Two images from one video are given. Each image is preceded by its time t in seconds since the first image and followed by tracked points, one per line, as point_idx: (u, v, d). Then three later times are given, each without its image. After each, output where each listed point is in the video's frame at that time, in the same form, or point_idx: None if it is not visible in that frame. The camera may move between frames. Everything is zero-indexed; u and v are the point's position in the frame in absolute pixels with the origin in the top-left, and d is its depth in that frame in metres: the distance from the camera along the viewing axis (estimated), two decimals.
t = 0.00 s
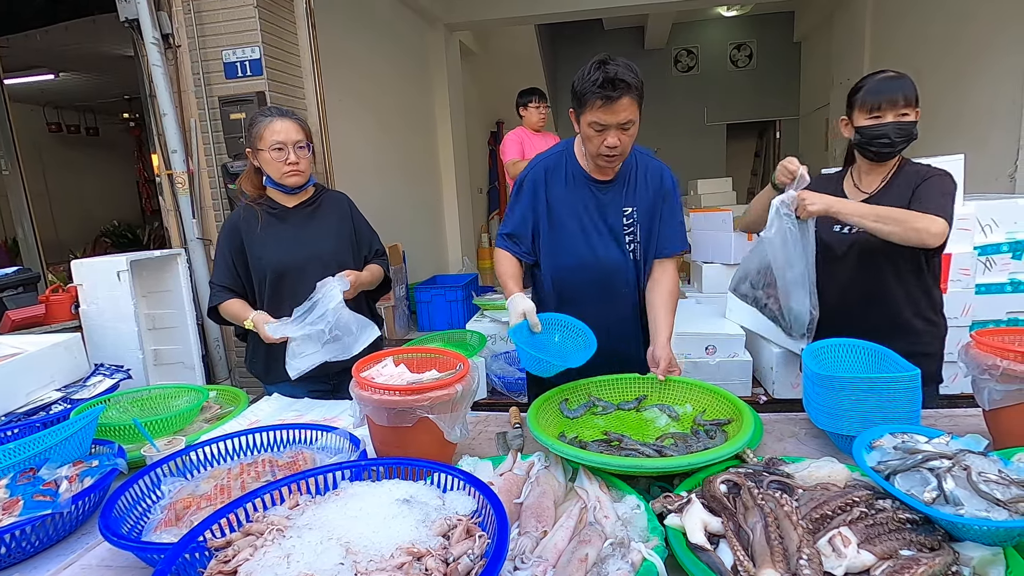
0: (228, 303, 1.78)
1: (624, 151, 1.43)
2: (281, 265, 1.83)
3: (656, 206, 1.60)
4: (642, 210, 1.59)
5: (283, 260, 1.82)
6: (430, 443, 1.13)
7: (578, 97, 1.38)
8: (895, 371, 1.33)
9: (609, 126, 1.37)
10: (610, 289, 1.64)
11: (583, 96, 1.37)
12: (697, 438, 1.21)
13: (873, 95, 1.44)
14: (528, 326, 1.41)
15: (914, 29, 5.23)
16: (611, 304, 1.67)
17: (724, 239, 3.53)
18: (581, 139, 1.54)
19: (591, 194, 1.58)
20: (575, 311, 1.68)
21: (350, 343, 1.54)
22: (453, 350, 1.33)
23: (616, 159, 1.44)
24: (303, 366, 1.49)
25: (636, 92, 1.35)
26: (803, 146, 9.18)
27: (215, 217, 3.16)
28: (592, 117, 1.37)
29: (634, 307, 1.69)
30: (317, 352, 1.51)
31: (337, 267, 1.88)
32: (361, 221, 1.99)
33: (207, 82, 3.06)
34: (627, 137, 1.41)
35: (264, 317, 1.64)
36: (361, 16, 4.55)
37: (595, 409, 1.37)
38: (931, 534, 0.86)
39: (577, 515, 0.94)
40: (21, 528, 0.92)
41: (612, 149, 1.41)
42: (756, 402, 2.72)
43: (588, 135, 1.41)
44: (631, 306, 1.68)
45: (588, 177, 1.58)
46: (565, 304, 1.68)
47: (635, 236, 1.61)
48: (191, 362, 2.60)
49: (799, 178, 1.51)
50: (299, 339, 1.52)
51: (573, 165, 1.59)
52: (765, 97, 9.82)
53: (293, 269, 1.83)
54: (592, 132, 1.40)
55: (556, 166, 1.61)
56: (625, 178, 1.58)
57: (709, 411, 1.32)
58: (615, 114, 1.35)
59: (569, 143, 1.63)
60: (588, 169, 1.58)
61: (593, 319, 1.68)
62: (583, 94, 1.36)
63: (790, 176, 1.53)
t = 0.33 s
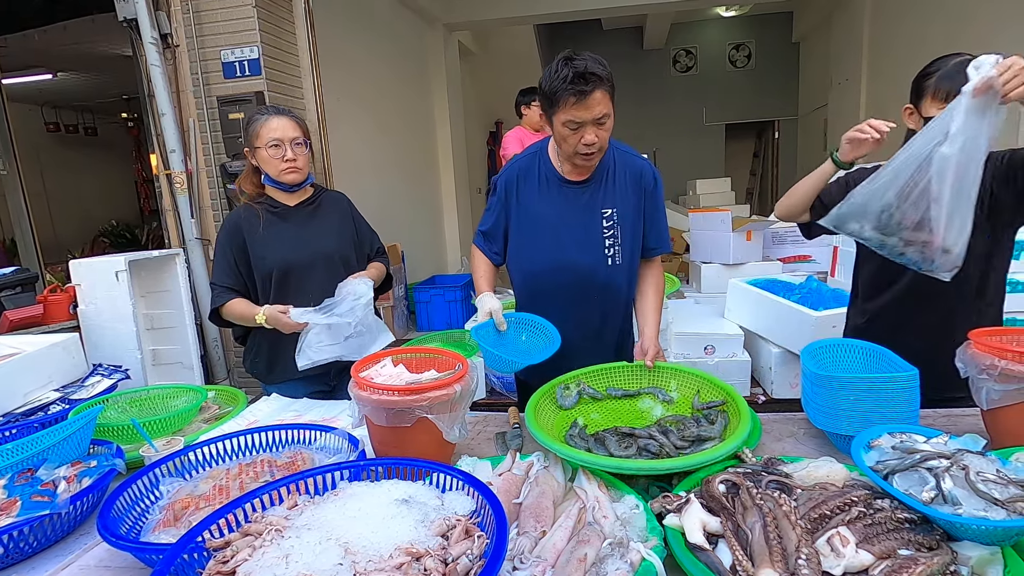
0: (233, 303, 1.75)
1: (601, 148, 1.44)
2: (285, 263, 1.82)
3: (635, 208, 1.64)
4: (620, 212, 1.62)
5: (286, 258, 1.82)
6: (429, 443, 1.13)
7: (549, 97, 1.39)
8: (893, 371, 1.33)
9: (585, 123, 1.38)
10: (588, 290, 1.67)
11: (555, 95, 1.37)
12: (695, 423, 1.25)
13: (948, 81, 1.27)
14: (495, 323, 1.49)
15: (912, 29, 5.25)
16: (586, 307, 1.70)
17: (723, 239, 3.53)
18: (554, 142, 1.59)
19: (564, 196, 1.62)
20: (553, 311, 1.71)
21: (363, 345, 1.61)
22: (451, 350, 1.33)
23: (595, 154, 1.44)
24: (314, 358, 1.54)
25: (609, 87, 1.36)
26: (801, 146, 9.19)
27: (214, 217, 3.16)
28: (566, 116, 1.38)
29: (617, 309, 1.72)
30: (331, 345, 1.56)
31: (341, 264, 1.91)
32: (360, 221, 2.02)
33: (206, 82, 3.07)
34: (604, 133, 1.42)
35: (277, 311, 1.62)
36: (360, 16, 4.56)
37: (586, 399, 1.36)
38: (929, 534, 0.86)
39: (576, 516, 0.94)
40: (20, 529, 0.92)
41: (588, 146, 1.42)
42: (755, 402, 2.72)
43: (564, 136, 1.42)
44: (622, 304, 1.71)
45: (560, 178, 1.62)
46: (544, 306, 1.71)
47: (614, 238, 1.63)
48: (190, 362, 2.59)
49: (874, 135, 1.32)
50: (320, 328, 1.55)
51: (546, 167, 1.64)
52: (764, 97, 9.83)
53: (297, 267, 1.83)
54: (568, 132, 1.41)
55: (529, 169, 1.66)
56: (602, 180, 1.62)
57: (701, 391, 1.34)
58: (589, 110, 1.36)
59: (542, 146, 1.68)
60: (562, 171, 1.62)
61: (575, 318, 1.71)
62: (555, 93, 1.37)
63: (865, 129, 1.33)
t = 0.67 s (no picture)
0: (235, 300, 1.76)
1: (594, 144, 1.44)
2: (290, 262, 1.82)
3: (626, 208, 1.67)
4: (612, 211, 1.64)
5: (293, 258, 1.82)
6: (428, 444, 1.13)
7: (543, 92, 1.39)
8: (892, 370, 1.33)
9: (579, 118, 1.38)
10: (583, 291, 1.68)
11: (549, 90, 1.38)
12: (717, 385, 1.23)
13: (1012, 82, 1.29)
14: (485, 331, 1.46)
15: (911, 29, 5.25)
16: (579, 307, 1.71)
17: (722, 239, 3.54)
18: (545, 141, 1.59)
19: (558, 196, 1.62)
20: (546, 310, 1.72)
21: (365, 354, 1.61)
22: (450, 350, 1.33)
23: (587, 151, 1.45)
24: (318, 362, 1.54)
25: (601, 82, 1.37)
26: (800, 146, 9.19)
27: (213, 218, 3.16)
28: (561, 110, 1.38)
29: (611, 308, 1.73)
30: (336, 352, 1.56)
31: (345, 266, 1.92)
32: (365, 225, 2.04)
33: (205, 83, 3.07)
34: (597, 129, 1.43)
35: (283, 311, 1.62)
36: (359, 17, 4.56)
37: (603, 371, 1.35)
38: (928, 534, 0.86)
39: (575, 516, 0.94)
40: (18, 530, 0.92)
41: (582, 141, 1.42)
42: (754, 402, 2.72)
43: (558, 131, 1.42)
44: (615, 303, 1.72)
45: (552, 178, 1.61)
46: (536, 304, 1.71)
47: (607, 237, 1.65)
48: (188, 362, 2.58)
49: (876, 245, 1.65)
50: (326, 333, 1.55)
51: (538, 167, 1.63)
52: (763, 98, 9.84)
53: (300, 267, 1.83)
54: (561, 127, 1.41)
55: (519, 169, 1.65)
56: (594, 180, 1.63)
57: (717, 352, 1.36)
58: (584, 104, 1.36)
59: (531, 146, 1.67)
60: (553, 170, 1.62)
61: (564, 315, 1.72)
62: (549, 89, 1.37)
63: (879, 239, 1.62)
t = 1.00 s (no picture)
0: (248, 294, 1.77)
1: (587, 137, 1.44)
2: (300, 258, 1.83)
3: (618, 203, 1.68)
4: (606, 207, 1.65)
5: (303, 254, 1.83)
6: (427, 445, 1.13)
7: (536, 88, 1.39)
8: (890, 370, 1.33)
9: (573, 110, 1.38)
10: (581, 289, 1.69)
11: (541, 85, 1.38)
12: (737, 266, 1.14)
13: None
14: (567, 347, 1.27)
15: (910, 30, 5.25)
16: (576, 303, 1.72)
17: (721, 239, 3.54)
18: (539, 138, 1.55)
19: (557, 195, 1.60)
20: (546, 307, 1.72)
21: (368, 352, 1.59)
22: (450, 350, 1.33)
23: (581, 145, 1.45)
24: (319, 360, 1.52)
25: (589, 75, 1.38)
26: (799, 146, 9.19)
27: (212, 218, 3.15)
28: (554, 104, 1.38)
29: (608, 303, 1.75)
30: (337, 348, 1.54)
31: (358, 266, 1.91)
32: (382, 224, 2.02)
33: (204, 83, 3.05)
34: (590, 121, 1.43)
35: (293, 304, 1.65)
36: (358, 17, 4.55)
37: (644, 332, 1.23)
38: (926, 534, 0.86)
39: (574, 516, 0.93)
40: (16, 531, 0.91)
41: (576, 134, 1.42)
42: (752, 402, 2.73)
43: (551, 125, 1.41)
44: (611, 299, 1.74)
45: (551, 177, 1.59)
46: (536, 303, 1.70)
47: (603, 233, 1.66)
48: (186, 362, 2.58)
49: (879, 267, 1.62)
50: (328, 326, 1.55)
51: (537, 167, 1.59)
52: (762, 98, 9.84)
53: (311, 264, 1.84)
54: (555, 121, 1.40)
55: (518, 169, 1.60)
56: (588, 177, 1.64)
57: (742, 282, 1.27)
58: (576, 96, 1.36)
59: (525, 145, 1.63)
60: (551, 169, 1.60)
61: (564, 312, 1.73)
62: (542, 85, 1.38)
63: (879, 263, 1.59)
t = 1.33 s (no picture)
0: (261, 289, 1.81)
1: (593, 140, 1.45)
2: (308, 255, 1.85)
3: (614, 207, 1.70)
4: (602, 210, 1.66)
5: (312, 250, 1.84)
6: (426, 445, 1.13)
7: (545, 89, 1.39)
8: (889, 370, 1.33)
9: (580, 114, 1.39)
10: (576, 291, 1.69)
11: (550, 86, 1.38)
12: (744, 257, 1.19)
13: None
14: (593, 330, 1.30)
15: (909, 30, 5.26)
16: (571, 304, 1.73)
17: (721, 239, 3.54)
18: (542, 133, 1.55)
19: (557, 194, 1.60)
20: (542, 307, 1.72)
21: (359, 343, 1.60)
22: (449, 351, 1.33)
23: (587, 148, 1.46)
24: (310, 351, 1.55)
25: (601, 80, 1.38)
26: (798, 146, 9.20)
27: (211, 218, 3.15)
28: (562, 106, 1.38)
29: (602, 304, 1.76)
30: (327, 340, 1.56)
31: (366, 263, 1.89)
32: (399, 218, 1.97)
33: (202, 83, 3.04)
34: (596, 126, 1.44)
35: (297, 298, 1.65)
36: (357, 17, 4.55)
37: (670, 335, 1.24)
38: (926, 534, 0.86)
39: (574, 516, 0.93)
40: (15, 531, 0.91)
41: (583, 137, 1.42)
42: (751, 402, 2.73)
43: (558, 127, 1.42)
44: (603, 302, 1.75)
45: (555, 174, 1.59)
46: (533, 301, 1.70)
47: (598, 236, 1.67)
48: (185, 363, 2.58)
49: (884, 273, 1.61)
50: (318, 319, 1.57)
51: (541, 162, 1.59)
52: (761, 98, 9.85)
53: (318, 261, 1.85)
54: (562, 123, 1.41)
55: (524, 163, 1.59)
56: (586, 180, 1.64)
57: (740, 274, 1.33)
58: (585, 101, 1.37)
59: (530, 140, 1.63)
60: (556, 166, 1.60)
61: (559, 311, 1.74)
62: (551, 87, 1.38)
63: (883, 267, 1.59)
